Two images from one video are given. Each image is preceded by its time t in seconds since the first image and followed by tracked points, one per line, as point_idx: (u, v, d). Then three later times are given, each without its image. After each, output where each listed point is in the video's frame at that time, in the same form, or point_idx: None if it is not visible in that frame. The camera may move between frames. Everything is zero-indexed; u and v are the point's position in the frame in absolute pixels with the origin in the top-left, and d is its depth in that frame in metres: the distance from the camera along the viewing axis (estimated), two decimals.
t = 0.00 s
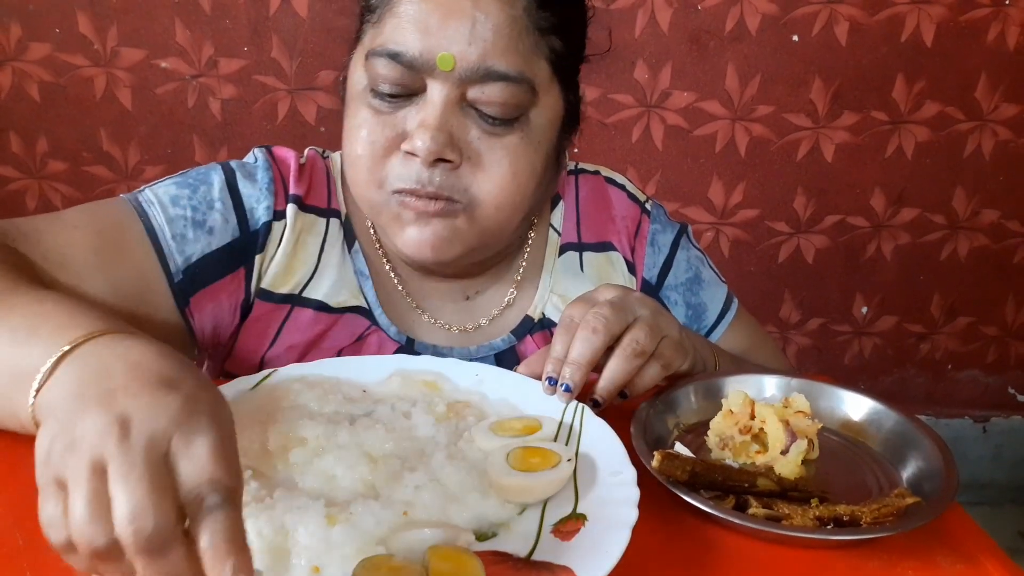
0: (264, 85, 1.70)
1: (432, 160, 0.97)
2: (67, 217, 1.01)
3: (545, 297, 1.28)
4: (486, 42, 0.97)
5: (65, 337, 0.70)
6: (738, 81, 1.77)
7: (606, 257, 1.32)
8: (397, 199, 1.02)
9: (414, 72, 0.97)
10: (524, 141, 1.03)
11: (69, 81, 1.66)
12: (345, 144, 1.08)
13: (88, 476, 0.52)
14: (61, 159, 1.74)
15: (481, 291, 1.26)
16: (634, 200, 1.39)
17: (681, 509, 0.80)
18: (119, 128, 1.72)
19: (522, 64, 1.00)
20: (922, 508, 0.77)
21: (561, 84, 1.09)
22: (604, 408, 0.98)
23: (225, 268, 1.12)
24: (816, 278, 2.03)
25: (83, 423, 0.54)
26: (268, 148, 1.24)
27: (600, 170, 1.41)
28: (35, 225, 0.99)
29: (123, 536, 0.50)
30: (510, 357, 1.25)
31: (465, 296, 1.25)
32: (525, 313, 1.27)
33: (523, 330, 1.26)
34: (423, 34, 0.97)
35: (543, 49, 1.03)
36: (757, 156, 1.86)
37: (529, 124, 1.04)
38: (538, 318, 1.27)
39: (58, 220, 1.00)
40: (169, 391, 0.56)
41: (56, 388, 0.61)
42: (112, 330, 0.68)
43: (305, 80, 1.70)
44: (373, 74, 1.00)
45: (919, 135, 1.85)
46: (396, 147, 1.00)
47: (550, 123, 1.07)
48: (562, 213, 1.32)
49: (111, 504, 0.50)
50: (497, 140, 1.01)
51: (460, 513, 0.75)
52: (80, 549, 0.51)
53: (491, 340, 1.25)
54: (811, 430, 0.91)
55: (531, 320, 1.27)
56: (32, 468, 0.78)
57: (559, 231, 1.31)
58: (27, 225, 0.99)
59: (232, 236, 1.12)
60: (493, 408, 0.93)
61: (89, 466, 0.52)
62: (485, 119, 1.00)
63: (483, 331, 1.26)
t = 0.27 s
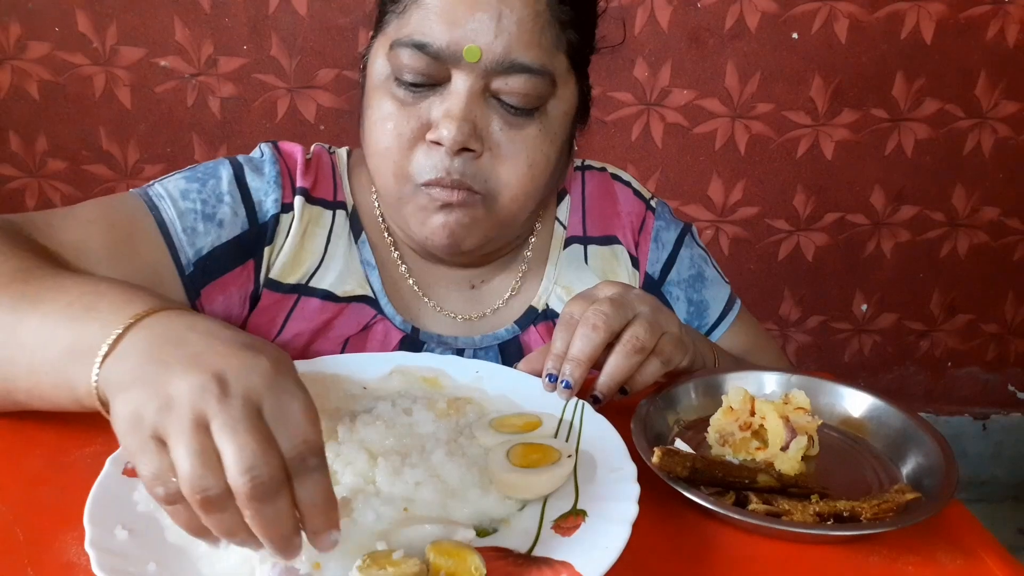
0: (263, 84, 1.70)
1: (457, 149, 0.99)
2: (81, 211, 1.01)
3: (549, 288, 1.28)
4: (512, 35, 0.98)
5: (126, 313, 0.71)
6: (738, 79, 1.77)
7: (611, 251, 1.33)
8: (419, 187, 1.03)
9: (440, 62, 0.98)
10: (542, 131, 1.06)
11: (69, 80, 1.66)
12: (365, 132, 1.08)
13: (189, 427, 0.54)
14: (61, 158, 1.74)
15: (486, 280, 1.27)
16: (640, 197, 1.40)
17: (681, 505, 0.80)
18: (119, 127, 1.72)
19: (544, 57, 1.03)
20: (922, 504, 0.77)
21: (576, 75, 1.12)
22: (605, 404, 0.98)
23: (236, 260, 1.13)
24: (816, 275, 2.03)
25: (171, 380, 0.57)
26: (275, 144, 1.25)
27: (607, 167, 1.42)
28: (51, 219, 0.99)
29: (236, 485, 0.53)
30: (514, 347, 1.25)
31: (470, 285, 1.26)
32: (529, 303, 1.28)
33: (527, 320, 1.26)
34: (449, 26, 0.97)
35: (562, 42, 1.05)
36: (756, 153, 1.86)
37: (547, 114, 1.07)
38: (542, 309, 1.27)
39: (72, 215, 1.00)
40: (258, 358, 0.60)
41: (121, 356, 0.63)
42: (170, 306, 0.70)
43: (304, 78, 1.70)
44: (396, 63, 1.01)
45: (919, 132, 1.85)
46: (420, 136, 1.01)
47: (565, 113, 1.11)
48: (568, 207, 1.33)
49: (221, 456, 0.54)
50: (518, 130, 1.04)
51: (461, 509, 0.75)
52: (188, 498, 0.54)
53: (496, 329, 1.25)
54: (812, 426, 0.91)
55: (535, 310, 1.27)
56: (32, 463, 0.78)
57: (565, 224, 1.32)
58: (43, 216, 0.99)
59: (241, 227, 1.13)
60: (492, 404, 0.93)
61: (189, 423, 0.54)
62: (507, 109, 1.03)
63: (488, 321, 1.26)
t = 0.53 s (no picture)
0: (262, 83, 1.70)
1: (466, 137, 0.99)
2: (93, 205, 1.00)
3: (549, 280, 1.29)
4: (521, 26, 0.99)
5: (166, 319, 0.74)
6: (737, 77, 1.77)
7: (611, 244, 1.33)
8: (426, 175, 1.03)
9: (450, 51, 0.99)
10: (549, 122, 1.07)
11: (68, 79, 1.66)
12: (372, 121, 1.08)
13: (237, 447, 0.59)
14: (60, 157, 1.74)
15: (487, 272, 1.27)
16: (640, 193, 1.40)
17: (680, 503, 0.80)
18: (118, 126, 1.72)
19: (551, 49, 1.04)
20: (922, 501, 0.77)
21: (581, 68, 1.13)
22: (604, 402, 0.97)
23: (246, 254, 1.13)
24: (816, 273, 2.03)
25: (222, 400, 0.62)
26: (280, 138, 1.25)
27: (608, 163, 1.42)
28: (64, 212, 0.97)
29: (278, 507, 0.58)
30: (514, 338, 1.25)
31: (470, 277, 1.26)
32: (529, 295, 1.28)
33: (527, 312, 1.26)
34: (460, 16, 0.98)
35: (569, 35, 1.07)
36: (756, 151, 1.86)
37: (553, 106, 1.08)
38: (542, 301, 1.28)
39: (85, 207, 0.99)
40: (308, 393, 0.66)
41: (165, 365, 0.68)
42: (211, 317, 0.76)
43: (303, 77, 1.70)
44: (406, 52, 1.01)
45: (919, 130, 1.85)
46: (428, 124, 1.01)
47: (570, 105, 1.12)
48: (568, 200, 1.33)
49: (266, 479, 0.58)
50: (525, 120, 1.04)
51: (461, 507, 0.75)
52: (225, 514, 0.57)
53: (497, 320, 1.25)
54: (812, 423, 0.92)
55: (535, 302, 1.27)
56: (31, 461, 0.77)
57: (565, 218, 1.32)
58: (55, 211, 0.97)
59: (252, 221, 1.13)
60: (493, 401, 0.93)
61: (240, 443, 0.59)
62: (515, 99, 1.03)
63: (488, 312, 1.26)
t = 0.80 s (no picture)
0: (263, 83, 1.70)
1: (477, 136, 0.99)
2: (100, 196, 1.00)
3: (552, 276, 1.29)
4: (534, 27, 0.99)
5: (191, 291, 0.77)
6: (737, 77, 1.77)
7: (614, 241, 1.33)
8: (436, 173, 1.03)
9: (463, 51, 0.99)
10: (557, 122, 1.07)
11: (68, 80, 1.66)
12: (382, 117, 1.08)
13: (289, 410, 0.64)
14: (61, 158, 1.74)
15: (490, 268, 1.27)
16: (643, 191, 1.40)
17: (681, 501, 0.80)
18: (118, 127, 1.72)
19: (563, 50, 1.04)
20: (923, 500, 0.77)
21: (589, 68, 1.13)
22: (605, 402, 0.97)
23: (251, 248, 1.15)
24: (817, 273, 2.03)
25: (263, 366, 0.67)
26: (284, 136, 1.27)
27: (611, 163, 1.42)
28: (71, 203, 0.97)
29: (341, 459, 0.64)
30: (517, 334, 1.25)
31: (474, 273, 1.26)
32: (532, 291, 1.28)
33: (530, 308, 1.26)
34: (474, 16, 0.98)
35: (579, 36, 1.07)
36: (756, 151, 1.86)
37: (562, 105, 1.08)
38: (546, 297, 1.28)
39: (92, 199, 0.99)
40: (342, 351, 0.71)
41: (195, 337, 0.71)
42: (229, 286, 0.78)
43: (304, 77, 1.70)
44: (419, 50, 1.01)
45: (919, 130, 1.85)
46: (440, 122, 1.01)
47: (578, 105, 1.12)
48: (572, 197, 1.33)
49: (321, 434, 0.65)
50: (536, 119, 1.04)
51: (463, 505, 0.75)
52: (291, 472, 0.63)
53: (499, 316, 1.25)
54: (813, 422, 0.91)
55: (538, 297, 1.28)
56: (31, 461, 0.77)
57: (568, 215, 1.32)
58: (62, 202, 0.97)
59: (256, 216, 1.15)
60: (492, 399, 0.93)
61: (290, 407, 0.64)
62: (525, 99, 1.03)
63: (491, 308, 1.26)
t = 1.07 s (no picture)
0: (263, 82, 1.70)
1: (489, 133, 1.00)
2: (114, 189, 1.00)
3: (556, 272, 1.29)
4: (547, 26, 0.99)
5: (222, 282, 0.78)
6: (737, 75, 1.77)
7: (617, 238, 1.33)
8: (447, 169, 1.04)
9: (476, 50, 0.99)
10: (567, 119, 1.08)
11: (69, 79, 1.66)
12: (392, 112, 1.08)
13: (334, 399, 0.68)
14: (61, 157, 1.74)
15: (494, 263, 1.27)
16: (645, 189, 1.40)
17: (681, 498, 0.81)
18: (119, 126, 1.72)
19: (574, 49, 1.04)
20: (923, 496, 0.77)
21: (598, 65, 1.14)
22: (605, 398, 0.98)
23: (262, 241, 1.15)
24: (817, 271, 2.03)
25: (306, 355, 0.69)
26: (291, 131, 1.27)
27: (614, 161, 1.42)
28: (84, 196, 0.97)
29: (386, 445, 0.68)
30: (521, 330, 1.25)
31: (479, 268, 1.26)
32: (536, 287, 1.29)
33: (534, 303, 1.27)
34: (487, 15, 0.98)
35: (589, 35, 1.07)
36: (756, 149, 1.86)
37: (572, 103, 1.08)
38: (549, 293, 1.28)
39: (104, 192, 0.99)
40: (380, 334, 0.74)
41: (232, 327, 0.74)
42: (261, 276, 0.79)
43: (304, 76, 1.70)
44: (431, 47, 1.01)
45: (919, 128, 1.85)
46: (452, 119, 1.02)
47: (587, 103, 1.12)
48: (575, 195, 1.34)
49: (368, 419, 0.68)
50: (546, 117, 1.05)
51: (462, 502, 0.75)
52: (341, 459, 0.67)
53: (503, 312, 1.26)
54: (813, 419, 0.91)
55: (542, 293, 1.28)
56: (32, 459, 0.77)
57: (571, 212, 1.33)
58: (75, 195, 0.97)
59: (268, 209, 1.15)
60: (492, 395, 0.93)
61: (336, 395, 0.68)
62: (536, 96, 1.04)
63: (495, 302, 1.26)
